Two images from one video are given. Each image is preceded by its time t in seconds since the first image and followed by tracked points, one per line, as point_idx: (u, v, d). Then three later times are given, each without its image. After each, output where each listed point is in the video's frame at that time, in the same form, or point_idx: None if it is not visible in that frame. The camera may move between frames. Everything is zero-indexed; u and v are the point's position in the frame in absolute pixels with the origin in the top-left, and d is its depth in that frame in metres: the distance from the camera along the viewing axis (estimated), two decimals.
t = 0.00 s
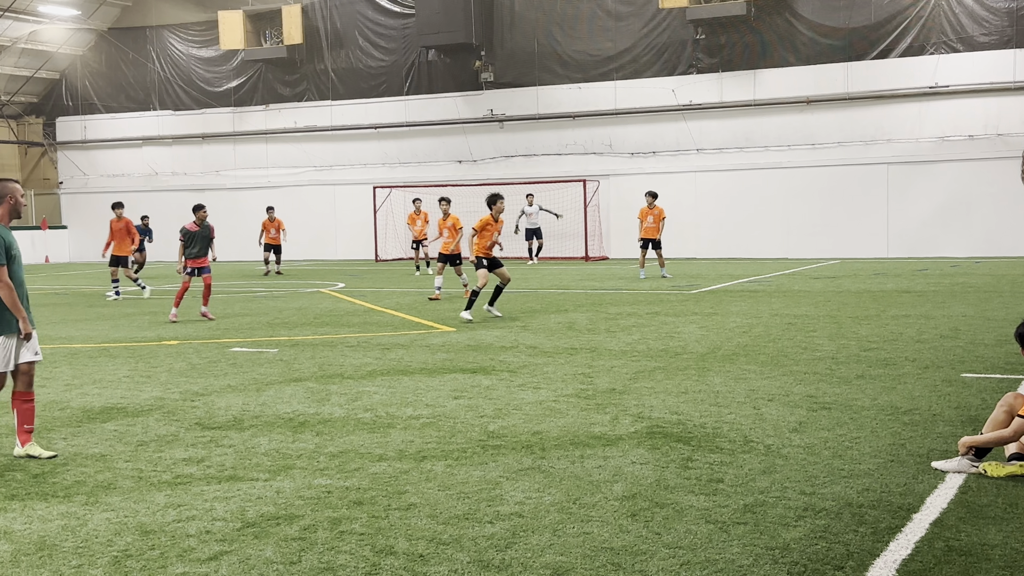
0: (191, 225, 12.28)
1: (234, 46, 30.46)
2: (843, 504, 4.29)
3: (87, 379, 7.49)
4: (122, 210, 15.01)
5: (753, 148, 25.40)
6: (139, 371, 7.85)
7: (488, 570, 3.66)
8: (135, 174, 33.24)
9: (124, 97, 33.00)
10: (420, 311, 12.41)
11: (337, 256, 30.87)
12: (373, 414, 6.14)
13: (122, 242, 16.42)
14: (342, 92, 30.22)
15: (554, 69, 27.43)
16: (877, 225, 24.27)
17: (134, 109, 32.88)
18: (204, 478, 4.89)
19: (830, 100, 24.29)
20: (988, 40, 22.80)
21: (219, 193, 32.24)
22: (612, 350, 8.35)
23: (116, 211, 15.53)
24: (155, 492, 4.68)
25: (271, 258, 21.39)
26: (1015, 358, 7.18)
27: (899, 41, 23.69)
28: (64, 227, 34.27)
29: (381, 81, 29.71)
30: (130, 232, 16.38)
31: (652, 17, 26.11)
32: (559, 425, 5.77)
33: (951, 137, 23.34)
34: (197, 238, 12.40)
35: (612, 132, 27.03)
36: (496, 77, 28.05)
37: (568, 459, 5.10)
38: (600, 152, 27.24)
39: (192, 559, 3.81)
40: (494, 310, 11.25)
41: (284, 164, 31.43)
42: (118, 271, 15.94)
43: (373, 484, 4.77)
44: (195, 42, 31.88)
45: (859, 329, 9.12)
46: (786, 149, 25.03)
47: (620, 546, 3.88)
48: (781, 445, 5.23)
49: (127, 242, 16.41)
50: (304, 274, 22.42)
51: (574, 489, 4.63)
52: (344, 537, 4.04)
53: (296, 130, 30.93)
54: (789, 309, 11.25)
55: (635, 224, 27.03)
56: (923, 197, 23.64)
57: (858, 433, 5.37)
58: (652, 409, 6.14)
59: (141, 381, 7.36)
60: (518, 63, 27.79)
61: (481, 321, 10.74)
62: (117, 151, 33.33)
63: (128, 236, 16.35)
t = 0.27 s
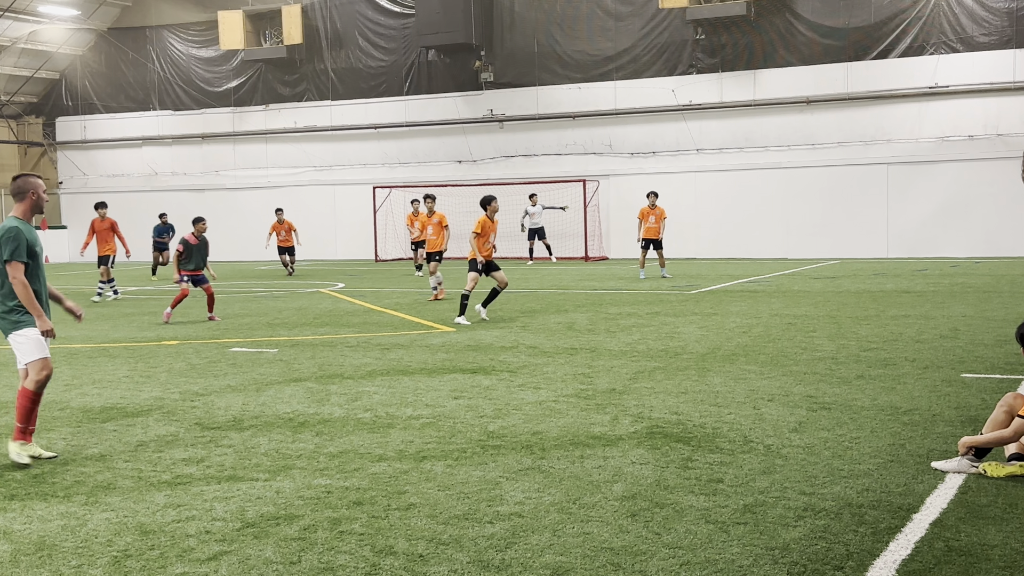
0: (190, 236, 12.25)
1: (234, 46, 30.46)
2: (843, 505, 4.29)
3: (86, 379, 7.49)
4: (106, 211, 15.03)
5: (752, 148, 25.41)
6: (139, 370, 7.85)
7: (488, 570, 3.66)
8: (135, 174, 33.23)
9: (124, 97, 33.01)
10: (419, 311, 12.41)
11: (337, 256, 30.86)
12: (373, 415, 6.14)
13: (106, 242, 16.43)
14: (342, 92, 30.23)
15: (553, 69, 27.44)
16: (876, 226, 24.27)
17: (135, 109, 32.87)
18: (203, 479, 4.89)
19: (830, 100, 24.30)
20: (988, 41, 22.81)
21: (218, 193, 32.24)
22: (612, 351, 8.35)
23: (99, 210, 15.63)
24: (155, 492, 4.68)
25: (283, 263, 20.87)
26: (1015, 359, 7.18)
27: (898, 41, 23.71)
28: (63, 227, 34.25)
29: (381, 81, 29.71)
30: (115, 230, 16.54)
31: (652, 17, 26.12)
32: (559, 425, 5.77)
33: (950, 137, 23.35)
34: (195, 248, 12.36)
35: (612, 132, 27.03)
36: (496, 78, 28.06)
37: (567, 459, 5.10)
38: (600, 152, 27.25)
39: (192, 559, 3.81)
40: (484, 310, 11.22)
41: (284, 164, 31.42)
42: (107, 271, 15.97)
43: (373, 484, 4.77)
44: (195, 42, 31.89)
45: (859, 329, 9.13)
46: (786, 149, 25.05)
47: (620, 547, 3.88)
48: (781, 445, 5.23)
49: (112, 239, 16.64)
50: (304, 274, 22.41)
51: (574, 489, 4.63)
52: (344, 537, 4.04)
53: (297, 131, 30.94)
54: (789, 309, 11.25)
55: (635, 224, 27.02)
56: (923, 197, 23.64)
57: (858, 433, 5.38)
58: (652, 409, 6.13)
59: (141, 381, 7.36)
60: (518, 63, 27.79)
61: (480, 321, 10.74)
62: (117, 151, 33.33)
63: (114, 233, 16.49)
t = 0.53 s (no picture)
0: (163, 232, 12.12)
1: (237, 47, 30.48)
2: (845, 505, 4.29)
3: (89, 380, 7.50)
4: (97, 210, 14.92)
5: (755, 148, 25.39)
6: (142, 371, 7.86)
7: (490, 570, 3.65)
8: (138, 174, 33.24)
9: (127, 98, 33.04)
10: (422, 311, 12.42)
11: (339, 256, 30.86)
12: (375, 415, 6.15)
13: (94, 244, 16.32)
14: (345, 93, 30.24)
15: (556, 69, 27.43)
16: (879, 226, 24.24)
17: (138, 109, 32.90)
18: (206, 479, 4.89)
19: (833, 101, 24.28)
20: (991, 41, 22.79)
21: (221, 194, 32.24)
22: (614, 351, 8.35)
23: (90, 211, 15.53)
24: (157, 492, 4.69)
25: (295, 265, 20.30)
26: (1018, 360, 7.16)
27: (901, 42, 23.69)
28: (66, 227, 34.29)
29: (384, 81, 29.71)
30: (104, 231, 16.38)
31: (654, 18, 26.12)
32: (561, 426, 5.77)
33: (954, 137, 23.33)
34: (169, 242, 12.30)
35: (615, 132, 27.04)
36: (499, 78, 28.06)
37: (570, 459, 5.10)
38: (603, 152, 27.24)
39: (194, 559, 3.81)
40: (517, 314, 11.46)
41: (287, 165, 31.43)
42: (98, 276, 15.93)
43: (375, 485, 4.77)
44: (198, 43, 31.92)
45: (861, 330, 9.12)
46: (788, 149, 25.04)
47: (622, 547, 3.88)
48: (783, 445, 5.23)
49: (101, 240, 16.45)
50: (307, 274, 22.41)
51: (577, 490, 4.63)
52: (346, 537, 4.04)
53: (299, 131, 30.95)
54: (791, 309, 11.24)
55: (638, 224, 27.00)
56: (927, 198, 23.61)
57: (861, 434, 5.37)
58: (654, 409, 6.13)
59: (144, 382, 7.37)
60: (521, 63, 27.78)
61: (483, 322, 10.74)
62: (120, 152, 33.34)
63: (103, 234, 16.38)
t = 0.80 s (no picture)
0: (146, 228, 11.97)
1: (242, 47, 30.50)
2: (850, 506, 4.29)
3: (95, 380, 7.52)
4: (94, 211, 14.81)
5: (760, 149, 25.38)
6: (147, 371, 7.87)
7: (494, 571, 3.66)
8: (143, 175, 33.29)
9: (133, 98, 33.08)
10: (427, 312, 12.42)
11: (345, 257, 30.90)
12: (380, 415, 6.15)
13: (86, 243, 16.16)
14: (350, 93, 30.25)
15: (560, 70, 27.42)
16: (884, 227, 24.22)
17: (143, 110, 32.96)
18: (211, 479, 4.90)
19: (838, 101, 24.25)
20: (996, 41, 22.75)
21: (226, 194, 32.29)
22: (619, 352, 8.35)
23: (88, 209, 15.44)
24: (162, 492, 4.69)
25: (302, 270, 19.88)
26: None
27: (907, 42, 23.66)
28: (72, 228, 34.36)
29: (389, 82, 29.73)
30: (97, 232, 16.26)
31: (659, 18, 26.10)
32: (565, 426, 5.77)
33: (959, 138, 23.29)
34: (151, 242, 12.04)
35: (620, 133, 27.04)
36: (503, 78, 28.07)
37: (574, 460, 5.10)
38: (607, 153, 27.25)
39: (199, 559, 3.82)
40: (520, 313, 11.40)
41: (292, 165, 31.47)
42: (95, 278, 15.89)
43: (379, 485, 4.78)
44: (203, 43, 31.95)
45: (866, 331, 9.11)
46: (793, 150, 25.03)
47: (626, 548, 3.87)
48: (787, 446, 5.22)
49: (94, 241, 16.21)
50: (313, 275, 22.44)
51: (581, 490, 4.63)
52: (350, 537, 4.04)
53: (305, 132, 30.99)
54: (796, 309, 11.23)
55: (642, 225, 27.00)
56: (932, 198, 23.58)
57: (866, 434, 5.37)
58: (659, 410, 6.13)
59: (149, 382, 7.38)
60: (526, 63, 27.78)
61: (488, 323, 10.74)
62: (125, 153, 33.41)
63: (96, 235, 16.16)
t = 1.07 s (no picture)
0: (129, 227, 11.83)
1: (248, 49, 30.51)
2: (857, 508, 4.27)
3: (101, 380, 7.52)
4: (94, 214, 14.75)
5: (767, 150, 25.35)
6: (154, 371, 7.88)
7: (501, 571, 3.65)
8: (150, 175, 33.37)
9: (140, 99, 33.13)
10: (433, 312, 12.42)
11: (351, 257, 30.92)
12: (386, 415, 6.15)
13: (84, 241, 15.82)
14: (357, 94, 30.27)
15: (567, 70, 27.41)
16: (891, 227, 24.18)
17: (150, 111, 33.00)
18: (217, 479, 4.91)
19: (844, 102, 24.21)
20: (1003, 42, 22.69)
21: (233, 195, 32.34)
22: (625, 352, 8.34)
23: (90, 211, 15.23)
24: (169, 492, 4.70)
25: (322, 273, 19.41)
26: None
27: (914, 42, 23.61)
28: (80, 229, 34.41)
29: (395, 82, 29.75)
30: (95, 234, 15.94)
31: (666, 18, 26.07)
32: (572, 427, 5.77)
33: (966, 138, 23.23)
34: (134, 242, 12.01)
35: (626, 134, 27.04)
36: (510, 79, 28.06)
37: (581, 461, 5.10)
38: (614, 153, 27.25)
39: (206, 559, 3.82)
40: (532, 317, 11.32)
41: (298, 166, 31.49)
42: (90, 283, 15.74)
43: (385, 485, 4.78)
44: (209, 44, 31.98)
45: (873, 331, 9.09)
46: (800, 150, 25.00)
47: (632, 549, 3.87)
48: (794, 447, 5.22)
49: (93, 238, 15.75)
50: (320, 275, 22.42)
51: (587, 491, 4.63)
52: (357, 537, 4.05)
53: (311, 132, 31.01)
54: (804, 310, 11.20)
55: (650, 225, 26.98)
56: (939, 199, 23.54)
57: (873, 435, 5.36)
58: (665, 410, 6.13)
59: (156, 382, 7.40)
60: (532, 64, 27.76)
61: (494, 323, 10.73)
62: (133, 153, 33.49)
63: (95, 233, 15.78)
